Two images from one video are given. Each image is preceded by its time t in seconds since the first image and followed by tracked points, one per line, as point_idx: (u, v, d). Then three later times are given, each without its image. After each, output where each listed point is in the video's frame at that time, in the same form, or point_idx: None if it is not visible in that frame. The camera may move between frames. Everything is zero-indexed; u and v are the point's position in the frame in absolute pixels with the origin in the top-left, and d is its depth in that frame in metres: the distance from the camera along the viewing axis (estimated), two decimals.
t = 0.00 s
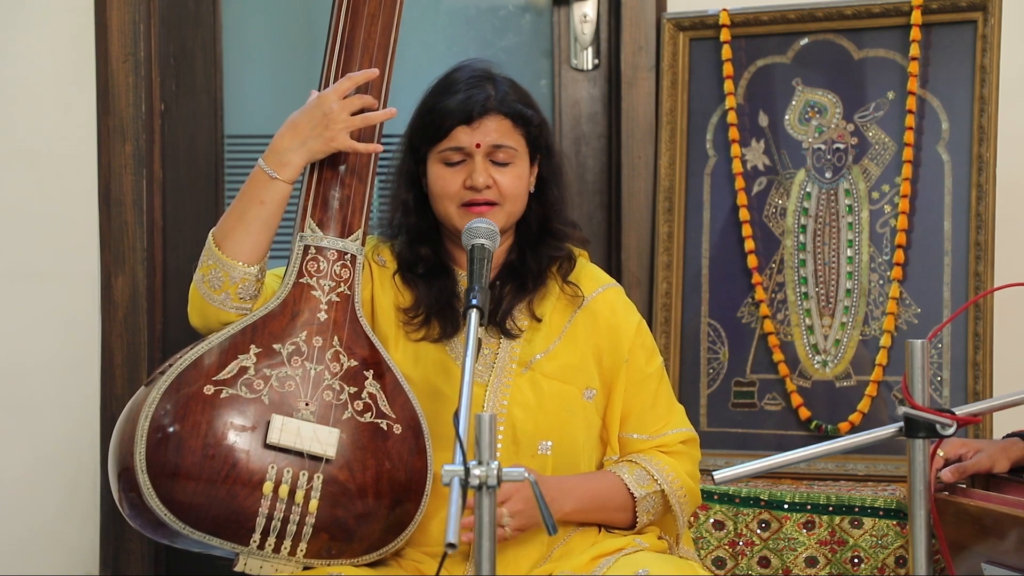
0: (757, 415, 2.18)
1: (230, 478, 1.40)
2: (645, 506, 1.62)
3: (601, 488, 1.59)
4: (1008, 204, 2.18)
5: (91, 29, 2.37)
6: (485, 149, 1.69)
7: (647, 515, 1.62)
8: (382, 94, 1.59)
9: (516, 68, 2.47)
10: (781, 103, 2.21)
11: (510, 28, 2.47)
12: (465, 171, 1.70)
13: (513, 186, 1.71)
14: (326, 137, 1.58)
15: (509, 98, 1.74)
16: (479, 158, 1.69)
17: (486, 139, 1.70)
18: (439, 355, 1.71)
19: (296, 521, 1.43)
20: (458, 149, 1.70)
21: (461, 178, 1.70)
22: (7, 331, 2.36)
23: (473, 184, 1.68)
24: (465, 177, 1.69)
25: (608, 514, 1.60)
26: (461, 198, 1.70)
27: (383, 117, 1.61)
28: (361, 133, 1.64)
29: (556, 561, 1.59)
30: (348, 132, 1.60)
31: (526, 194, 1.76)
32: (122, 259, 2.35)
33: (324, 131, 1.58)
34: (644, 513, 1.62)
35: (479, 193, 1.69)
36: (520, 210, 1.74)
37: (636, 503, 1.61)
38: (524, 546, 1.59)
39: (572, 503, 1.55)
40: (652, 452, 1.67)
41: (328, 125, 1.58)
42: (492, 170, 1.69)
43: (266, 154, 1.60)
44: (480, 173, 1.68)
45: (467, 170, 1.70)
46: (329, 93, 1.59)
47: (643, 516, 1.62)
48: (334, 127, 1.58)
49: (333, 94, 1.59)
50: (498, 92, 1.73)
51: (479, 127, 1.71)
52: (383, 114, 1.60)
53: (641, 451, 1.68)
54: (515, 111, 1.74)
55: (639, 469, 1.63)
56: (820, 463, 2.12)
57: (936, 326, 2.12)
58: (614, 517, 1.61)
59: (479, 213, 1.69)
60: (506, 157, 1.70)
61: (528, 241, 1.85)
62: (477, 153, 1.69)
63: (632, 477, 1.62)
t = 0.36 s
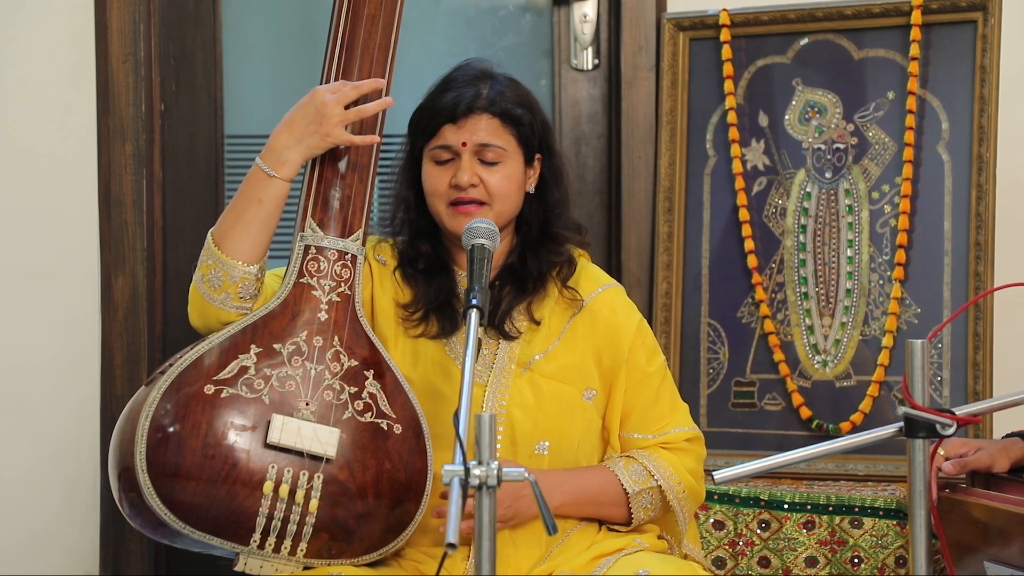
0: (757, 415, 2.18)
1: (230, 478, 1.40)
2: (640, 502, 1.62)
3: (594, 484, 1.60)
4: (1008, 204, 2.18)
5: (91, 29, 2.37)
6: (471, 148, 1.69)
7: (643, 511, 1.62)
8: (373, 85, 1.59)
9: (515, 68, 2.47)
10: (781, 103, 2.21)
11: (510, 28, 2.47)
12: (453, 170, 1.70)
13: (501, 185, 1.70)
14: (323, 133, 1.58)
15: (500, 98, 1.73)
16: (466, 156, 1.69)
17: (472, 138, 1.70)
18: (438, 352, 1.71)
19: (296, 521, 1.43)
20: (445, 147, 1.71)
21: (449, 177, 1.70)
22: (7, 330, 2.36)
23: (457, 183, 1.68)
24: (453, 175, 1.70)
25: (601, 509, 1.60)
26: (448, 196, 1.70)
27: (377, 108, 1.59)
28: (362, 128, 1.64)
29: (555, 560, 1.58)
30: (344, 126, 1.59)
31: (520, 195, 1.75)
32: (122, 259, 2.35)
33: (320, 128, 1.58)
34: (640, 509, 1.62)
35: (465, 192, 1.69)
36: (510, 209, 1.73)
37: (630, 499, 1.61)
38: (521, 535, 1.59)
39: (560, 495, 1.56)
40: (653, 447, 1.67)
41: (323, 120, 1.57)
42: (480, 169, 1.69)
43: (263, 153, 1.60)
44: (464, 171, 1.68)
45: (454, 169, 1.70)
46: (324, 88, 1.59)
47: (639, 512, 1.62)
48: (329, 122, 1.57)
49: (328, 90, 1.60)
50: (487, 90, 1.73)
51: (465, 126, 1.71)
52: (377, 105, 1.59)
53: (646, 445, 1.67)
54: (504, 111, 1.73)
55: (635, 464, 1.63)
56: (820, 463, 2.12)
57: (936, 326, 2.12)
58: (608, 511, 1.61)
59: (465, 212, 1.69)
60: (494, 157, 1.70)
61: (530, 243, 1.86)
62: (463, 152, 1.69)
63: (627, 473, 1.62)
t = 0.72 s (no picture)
0: (757, 415, 2.18)
1: (230, 478, 1.40)
2: (663, 500, 1.60)
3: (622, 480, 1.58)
4: (1008, 204, 2.18)
5: (91, 29, 2.37)
6: (489, 149, 1.69)
7: (665, 509, 1.61)
8: (364, 74, 1.59)
9: (516, 68, 2.47)
10: (781, 103, 2.21)
11: (510, 28, 2.47)
12: (468, 169, 1.70)
13: (514, 186, 1.71)
14: (322, 131, 1.58)
15: (516, 100, 1.74)
16: (482, 156, 1.69)
17: (490, 139, 1.70)
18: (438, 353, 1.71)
19: (297, 521, 1.43)
20: (462, 147, 1.70)
21: (463, 176, 1.70)
22: (8, 330, 2.36)
23: (475, 183, 1.68)
24: (467, 174, 1.70)
25: (628, 508, 1.58)
26: (461, 195, 1.70)
27: (370, 98, 1.59)
28: (362, 117, 1.64)
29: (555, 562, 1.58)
30: (339, 119, 1.59)
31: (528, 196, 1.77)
32: (122, 259, 2.35)
33: (315, 122, 1.58)
34: (661, 508, 1.61)
35: (481, 192, 1.69)
36: (520, 210, 1.74)
37: (655, 497, 1.60)
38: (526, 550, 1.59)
39: (599, 495, 1.53)
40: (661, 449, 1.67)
41: (317, 115, 1.57)
42: (495, 170, 1.70)
43: (261, 152, 1.60)
44: (482, 172, 1.68)
45: (469, 168, 1.70)
46: (315, 82, 1.59)
47: (662, 510, 1.61)
48: (324, 116, 1.57)
49: (319, 83, 1.59)
50: (505, 92, 1.73)
51: (484, 126, 1.71)
52: (370, 95, 1.59)
53: (649, 447, 1.67)
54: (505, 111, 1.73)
55: (651, 463, 1.62)
56: (820, 463, 2.12)
57: (936, 326, 2.12)
58: (636, 511, 1.59)
59: (479, 212, 1.69)
60: (509, 158, 1.71)
61: (528, 241, 1.86)
62: (480, 152, 1.69)
63: (648, 471, 1.61)
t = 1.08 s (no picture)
0: (757, 415, 2.18)
1: (230, 478, 1.40)
2: (656, 505, 1.60)
3: (617, 484, 1.57)
4: (1008, 204, 2.18)
5: (91, 29, 2.37)
6: (494, 151, 1.69)
7: (657, 514, 1.61)
8: (360, 68, 1.61)
9: (516, 68, 2.47)
10: (781, 103, 2.21)
11: (510, 28, 2.47)
12: (473, 173, 1.70)
13: (519, 185, 1.71)
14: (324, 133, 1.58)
15: (513, 99, 1.74)
16: (488, 159, 1.69)
17: (494, 141, 1.70)
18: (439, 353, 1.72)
19: (297, 521, 1.43)
20: (466, 151, 1.70)
21: (470, 180, 1.70)
22: (8, 330, 2.37)
23: (484, 186, 1.68)
24: (474, 178, 1.70)
25: (621, 512, 1.58)
26: (469, 200, 1.70)
27: (365, 91, 1.60)
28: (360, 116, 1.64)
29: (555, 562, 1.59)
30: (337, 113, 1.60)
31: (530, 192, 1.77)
32: (122, 259, 2.35)
33: (313, 118, 1.58)
34: (654, 513, 1.61)
35: (489, 195, 1.69)
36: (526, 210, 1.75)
37: (649, 502, 1.60)
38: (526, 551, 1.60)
39: (594, 499, 1.52)
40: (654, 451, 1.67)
41: (314, 110, 1.58)
42: (501, 172, 1.70)
43: (260, 150, 1.60)
44: (490, 174, 1.68)
45: (476, 171, 1.70)
46: (311, 79, 1.59)
47: (655, 515, 1.61)
48: (322, 111, 1.58)
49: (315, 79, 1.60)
50: (503, 94, 1.73)
51: (488, 128, 1.71)
52: (365, 87, 1.59)
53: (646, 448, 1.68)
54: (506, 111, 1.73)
55: (648, 468, 1.63)
56: (820, 463, 2.13)
57: (936, 326, 2.12)
58: (626, 515, 1.59)
59: (488, 216, 1.69)
60: (513, 159, 1.71)
61: (526, 237, 1.85)
62: (485, 155, 1.69)
63: (643, 475, 1.61)
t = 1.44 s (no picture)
0: (757, 415, 2.18)
1: (230, 477, 1.40)
2: (652, 514, 1.61)
3: (607, 502, 1.59)
4: (1007, 204, 2.18)
5: (91, 29, 2.37)
6: (476, 148, 1.69)
7: (654, 523, 1.62)
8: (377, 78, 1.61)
9: (516, 68, 2.47)
10: (781, 103, 2.21)
11: (510, 28, 2.47)
12: (458, 171, 1.70)
13: (505, 183, 1.70)
14: (328, 136, 1.58)
15: (502, 97, 1.74)
16: (471, 156, 1.69)
17: (476, 138, 1.70)
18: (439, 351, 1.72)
19: (297, 521, 1.43)
20: (450, 148, 1.71)
21: (454, 178, 1.70)
22: (8, 330, 2.37)
23: (464, 184, 1.68)
24: (457, 176, 1.69)
25: (614, 528, 1.59)
26: (455, 197, 1.69)
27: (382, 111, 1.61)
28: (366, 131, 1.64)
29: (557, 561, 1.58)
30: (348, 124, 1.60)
31: (522, 192, 1.76)
32: (122, 259, 2.35)
33: (325, 128, 1.58)
34: (651, 521, 1.62)
35: (471, 192, 1.69)
36: (514, 208, 1.73)
37: (643, 513, 1.61)
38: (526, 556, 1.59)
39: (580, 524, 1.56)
40: (652, 457, 1.67)
41: (329, 122, 1.58)
42: (484, 169, 1.69)
43: (268, 153, 1.61)
44: (470, 171, 1.68)
45: (459, 169, 1.70)
46: (329, 90, 1.59)
47: (653, 523, 1.62)
48: (334, 124, 1.58)
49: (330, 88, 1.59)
50: (490, 90, 1.73)
51: (469, 126, 1.71)
52: (384, 108, 1.60)
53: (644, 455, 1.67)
54: (507, 110, 1.73)
55: (642, 478, 1.62)
56: (820, 463, 2.12)
57: (936, 326, 2.12)
58: (621, 530, 1.60)
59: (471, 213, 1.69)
60: (499, 155, 1.70)
61: (529, 240, 1.86)
62: (468, 152, 1.69)
63: (637, 486, 1.61)
